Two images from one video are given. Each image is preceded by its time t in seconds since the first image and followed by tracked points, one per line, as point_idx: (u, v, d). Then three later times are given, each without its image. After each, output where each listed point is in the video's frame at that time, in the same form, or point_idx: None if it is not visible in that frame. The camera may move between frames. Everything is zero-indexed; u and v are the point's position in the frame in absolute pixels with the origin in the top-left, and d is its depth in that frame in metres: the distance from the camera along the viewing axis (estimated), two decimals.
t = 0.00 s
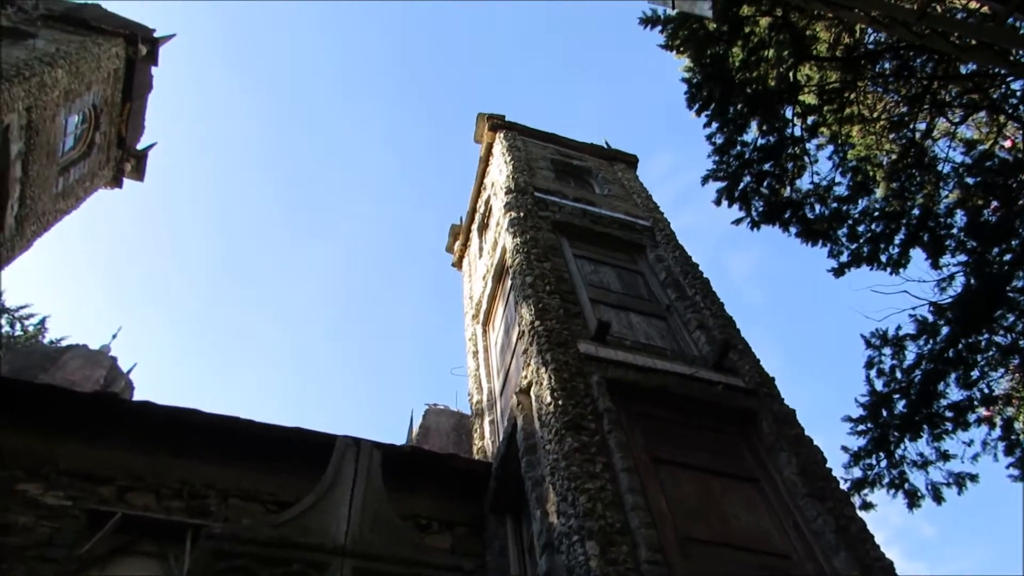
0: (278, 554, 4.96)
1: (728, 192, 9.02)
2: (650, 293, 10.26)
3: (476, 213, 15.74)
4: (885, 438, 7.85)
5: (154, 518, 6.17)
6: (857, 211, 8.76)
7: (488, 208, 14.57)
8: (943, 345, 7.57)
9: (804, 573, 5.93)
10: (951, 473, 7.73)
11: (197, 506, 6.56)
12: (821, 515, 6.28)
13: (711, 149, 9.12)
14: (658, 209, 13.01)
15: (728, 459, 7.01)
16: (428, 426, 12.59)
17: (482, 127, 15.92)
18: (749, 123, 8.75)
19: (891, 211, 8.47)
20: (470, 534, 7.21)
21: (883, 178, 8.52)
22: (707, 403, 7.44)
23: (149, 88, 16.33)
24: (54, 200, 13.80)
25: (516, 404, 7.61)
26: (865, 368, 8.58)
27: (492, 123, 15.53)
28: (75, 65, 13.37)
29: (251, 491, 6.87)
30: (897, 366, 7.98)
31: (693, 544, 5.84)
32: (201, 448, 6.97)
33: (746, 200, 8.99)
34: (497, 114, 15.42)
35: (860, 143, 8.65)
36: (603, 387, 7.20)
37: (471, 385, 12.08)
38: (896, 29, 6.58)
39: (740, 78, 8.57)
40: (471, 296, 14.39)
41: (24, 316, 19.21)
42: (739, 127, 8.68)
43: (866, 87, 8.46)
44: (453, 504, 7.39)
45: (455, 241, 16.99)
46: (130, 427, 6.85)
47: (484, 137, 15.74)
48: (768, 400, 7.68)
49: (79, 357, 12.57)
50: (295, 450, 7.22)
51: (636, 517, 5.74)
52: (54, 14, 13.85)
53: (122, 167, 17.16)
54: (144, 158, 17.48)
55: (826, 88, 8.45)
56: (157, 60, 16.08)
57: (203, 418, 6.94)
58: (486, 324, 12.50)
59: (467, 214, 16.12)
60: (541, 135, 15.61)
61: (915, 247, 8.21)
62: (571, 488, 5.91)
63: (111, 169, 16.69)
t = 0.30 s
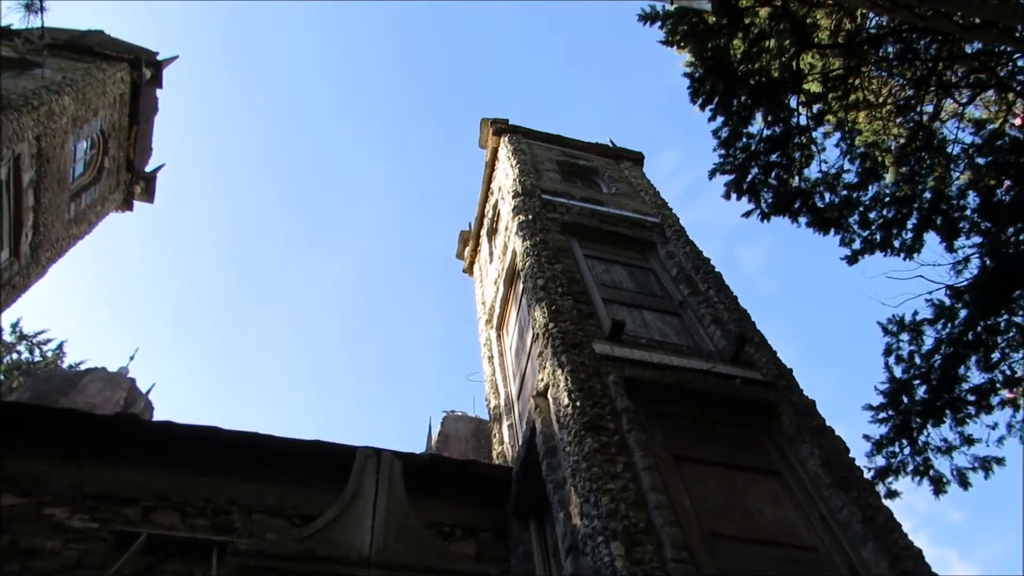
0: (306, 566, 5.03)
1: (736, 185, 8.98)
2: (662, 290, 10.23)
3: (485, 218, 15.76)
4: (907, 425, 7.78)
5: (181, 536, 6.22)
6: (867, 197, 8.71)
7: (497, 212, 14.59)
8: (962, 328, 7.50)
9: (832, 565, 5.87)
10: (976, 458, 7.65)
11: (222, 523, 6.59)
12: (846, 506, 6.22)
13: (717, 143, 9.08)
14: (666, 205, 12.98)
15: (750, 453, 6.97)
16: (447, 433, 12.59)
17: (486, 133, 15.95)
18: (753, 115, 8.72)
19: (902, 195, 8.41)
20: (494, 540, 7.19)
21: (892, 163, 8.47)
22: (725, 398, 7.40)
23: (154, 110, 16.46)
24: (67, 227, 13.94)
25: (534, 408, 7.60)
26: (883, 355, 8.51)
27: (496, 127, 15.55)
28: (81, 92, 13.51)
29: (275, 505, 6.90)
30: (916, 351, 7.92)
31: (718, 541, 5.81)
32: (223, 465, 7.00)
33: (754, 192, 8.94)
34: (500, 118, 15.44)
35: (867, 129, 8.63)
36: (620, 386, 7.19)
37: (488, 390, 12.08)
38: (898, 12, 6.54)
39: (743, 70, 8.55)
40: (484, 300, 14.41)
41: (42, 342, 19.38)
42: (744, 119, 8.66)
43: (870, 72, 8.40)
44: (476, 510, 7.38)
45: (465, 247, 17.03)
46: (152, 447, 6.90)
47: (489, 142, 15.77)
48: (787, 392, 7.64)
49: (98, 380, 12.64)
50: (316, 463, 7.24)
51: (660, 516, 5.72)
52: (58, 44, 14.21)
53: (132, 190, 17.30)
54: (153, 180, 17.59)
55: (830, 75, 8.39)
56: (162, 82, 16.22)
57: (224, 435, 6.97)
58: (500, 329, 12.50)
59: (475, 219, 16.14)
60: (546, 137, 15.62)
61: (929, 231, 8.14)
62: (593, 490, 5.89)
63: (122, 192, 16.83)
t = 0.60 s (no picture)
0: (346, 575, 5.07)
1: (747, 164, 8.90)
2: (681, 275, 10.17)
3: (497, 217, 15.76)
4: (941, 394, 7.67)
5: (221, 554, 6.28)
6: (882, 166, 8.60)
7: (509, 210, 14.58)
8: (990, 291, 7.39)
9: (875, 540, 5.80)
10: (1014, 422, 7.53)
11: (260, 538, 6.63)
12: (884, 480, 6.14)
13: (724, 123, 9.01)
14: (678, 190, 12.91)
15: (782, 433, 6.92)
16: (476, 434, 12.61)
17: (492, 132, 15.95)
18: (759, 92, 8.64)
19: (918, 160, 8.31)
20: (531, 536, 7.18)
21: (905, 129, 8.35)
22: (753, 380, 7.34)
23: (163, 136, 16.60)
24: (86, 257, 14.10)
25: (562, 402, 7.59)
26: (910, 324, 8.41)
27: (501, 126, 15.53)
28: (91, 124, 13.66)
29: (311, 517, 6.93)
30: (944, 318, 7.81)
31: (756, 524, 5.76)
32: (257, 481, 7.05)
33: (766, 170, 8.86)
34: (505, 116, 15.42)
35: (876, 97, 8.58)
36: (646, 375, 7.16)
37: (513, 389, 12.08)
38: None
39: (745, 48, 8.46)
40: (502, 299, 14.40)
41: (71, 373, 19.62)
42: (750, 98, 8.58)
43: (875, 39, 8.30)
44: (512, 508, 7.38)
45: (480, 248, 17.06)
46: (185, 469, 6.96)
47: (495, 141, 15.76)
48: (815, 368, 7.58)
49: (129, 407, 12.67)
50: (348, 473, 7.26)
51: (696, 502, 5.68)
52: (64, 79, 14.40)
53: (147, 216, 17.48)
54: (167, 205, 17.74)
55: (834, 46, 8.29)
56: (168, 108, 16.36)
57: (256, 451, 7.02)
58: (521, 326, 12.49)
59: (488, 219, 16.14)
60: (552, 132, 15.60)
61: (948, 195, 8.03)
62: (627, 480, 5.87)
63: (137, 219, 17.00)
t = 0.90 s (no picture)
0: None
1: (760, 145, 8.83)
2: (700, 262, 10.12)
3: (512, 216, 15.77)
4: (973, 364, 7.60)
5: (261, 568, 6.34)
6: (898, 138, 8.50)
7: (523, 208, 14.59)
8: (1018, 257, 7.27)
9: (916, 517, 5.73)
10: None
11: (299, 549, 6.68)
12: (922, 455, 6.06)
13: (734, 106, 8.95)
14: (692, 177, 12.83)
15: (813, 414, 6.86)
16: (505, 433, 12.62)
17: (501, 131, 15.96)
18: (768, 72, 8.56)
19: (934, 129, 8.22)
20: (567, 532, 7.17)
21: (919, 98, 8.30)
22: (780, 362, 7.28)
23: (177, 158, 16.77)
24: (111, 283, 14.29)
25: (589, 396, 7.57)
26: (938, 296, 8.31)
27: (511, 125, 15.53)
28: (106, 151, 13.85)
29: (347, 526, 6.97)
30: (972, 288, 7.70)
31: (793, 507, 5.72)
32: (291, 493, 7.09)
33: (780, 150, 8.79)
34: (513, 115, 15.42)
35: (887, 69, 8.46)
36: (672, 364, 7.12)
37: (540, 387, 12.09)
38: None
39: (750, 28, 8.36)
40: (523, 298, 14.39)
41: (102, 397, 19.89)
42: (759, 79, 8.50)
43: (882, 10, 8.16)
44: (546, 506, 7.39)
45: (497, 247, 17.08)
46: (221, 485, 7.03)
47: (506, 141, 15.77)
48: (843, 347, 7.50)
49: (160, 427, 12.84)
50: (381, 480, 7.30)
51: (731, 488, 5.63)
52: (78, 109, 14.61)
53: (166, 239, 17.68)
54: (186, 227, 17.92)
55: (841, 20, 8.20)
56: (180, 130, 16.54)
57: (289, 464, 7.09)
58: (543, 323, 12.49)
59: (503, 218, 16.15)
60: (562, 127, 15.57)
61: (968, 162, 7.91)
62: (660, 471, 5.84)
63: (157, 242, 17.20)
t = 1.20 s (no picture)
0: None
1: (773, 123, 8.74)
2: (719, 244, 10.04)
3: (527, 210, 15.75)
4: (1005, 330, 7.51)
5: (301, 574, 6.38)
6: (913, 105, 8.38)
7: (537, 202, 14.56)
8: None
9: (955, 487, 5.65)
10: None
11: (336, 553, 6.71)
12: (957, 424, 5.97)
13: (744, 85, 8.87)
14: (706, 159, 12.73)
15: (843, 390, 6.79)
16: (533, 428, 12.62)
17: (511, 126, 15.94)
18: (776, 48, 8.46)
19: (951, 94, 8.09)
20: (601, 522, 7.16)
21: (932, 64, 8.05)
22: (807, 340, 7.20)
23: (191, 175, 16.92)
24: (135, 301, 14.45)
25: (616, 385, 7.55)
26: (964, 263, 8.20)
27: (520, 119, 15.50)
28: (122, 172, 14.02)
29: (382, 528, 7.00)
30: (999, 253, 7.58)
31: (829, 484, 5.67)
32: (325, 498, 7.13)
33: (793, 126, 8.69)
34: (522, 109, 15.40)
35: (898, 35, 8.20)
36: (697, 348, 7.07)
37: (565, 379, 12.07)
38: None
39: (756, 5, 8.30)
40: (543, 291, 14.37)
41: (134, 415, 20.15)
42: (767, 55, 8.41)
43: None
44: (579, 497, 7.38)
45: (514, 242, 17.08)
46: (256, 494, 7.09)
47: (516, 135, 15.75)
48: (869, 321, 7.41)
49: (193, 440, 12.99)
50: (413, 480, 7.32)
51: (765, 469, 5.59)
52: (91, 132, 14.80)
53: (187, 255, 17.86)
54: (205, 242, 18.08)
55: None
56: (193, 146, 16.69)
57: (322, 469, 7.14)
58: (564, 316, 12.46)
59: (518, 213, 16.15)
60: (571, 118, 15.52)
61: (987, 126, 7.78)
62: (691, 456, 5.81)
63: (178, 259, 17.39)
